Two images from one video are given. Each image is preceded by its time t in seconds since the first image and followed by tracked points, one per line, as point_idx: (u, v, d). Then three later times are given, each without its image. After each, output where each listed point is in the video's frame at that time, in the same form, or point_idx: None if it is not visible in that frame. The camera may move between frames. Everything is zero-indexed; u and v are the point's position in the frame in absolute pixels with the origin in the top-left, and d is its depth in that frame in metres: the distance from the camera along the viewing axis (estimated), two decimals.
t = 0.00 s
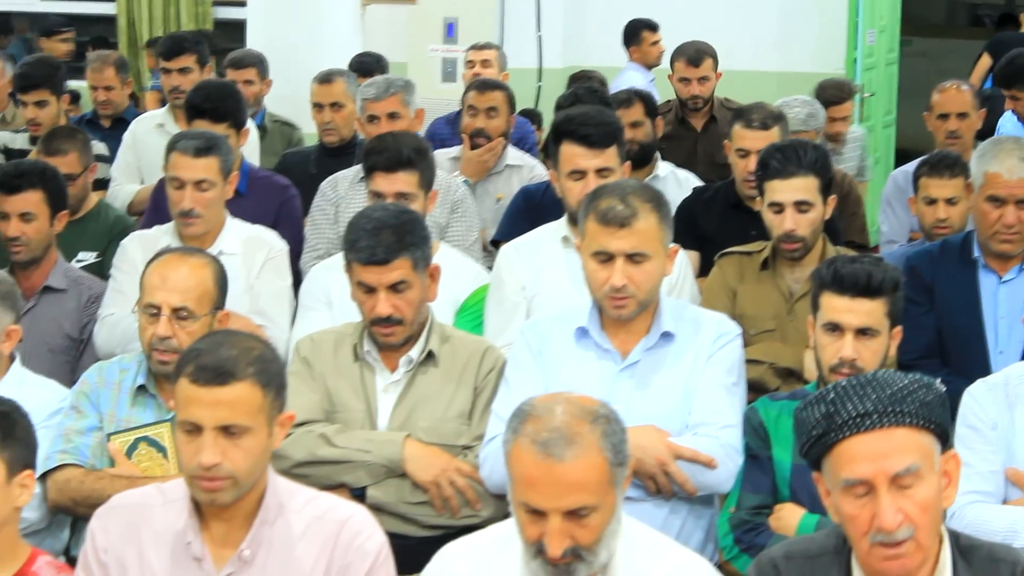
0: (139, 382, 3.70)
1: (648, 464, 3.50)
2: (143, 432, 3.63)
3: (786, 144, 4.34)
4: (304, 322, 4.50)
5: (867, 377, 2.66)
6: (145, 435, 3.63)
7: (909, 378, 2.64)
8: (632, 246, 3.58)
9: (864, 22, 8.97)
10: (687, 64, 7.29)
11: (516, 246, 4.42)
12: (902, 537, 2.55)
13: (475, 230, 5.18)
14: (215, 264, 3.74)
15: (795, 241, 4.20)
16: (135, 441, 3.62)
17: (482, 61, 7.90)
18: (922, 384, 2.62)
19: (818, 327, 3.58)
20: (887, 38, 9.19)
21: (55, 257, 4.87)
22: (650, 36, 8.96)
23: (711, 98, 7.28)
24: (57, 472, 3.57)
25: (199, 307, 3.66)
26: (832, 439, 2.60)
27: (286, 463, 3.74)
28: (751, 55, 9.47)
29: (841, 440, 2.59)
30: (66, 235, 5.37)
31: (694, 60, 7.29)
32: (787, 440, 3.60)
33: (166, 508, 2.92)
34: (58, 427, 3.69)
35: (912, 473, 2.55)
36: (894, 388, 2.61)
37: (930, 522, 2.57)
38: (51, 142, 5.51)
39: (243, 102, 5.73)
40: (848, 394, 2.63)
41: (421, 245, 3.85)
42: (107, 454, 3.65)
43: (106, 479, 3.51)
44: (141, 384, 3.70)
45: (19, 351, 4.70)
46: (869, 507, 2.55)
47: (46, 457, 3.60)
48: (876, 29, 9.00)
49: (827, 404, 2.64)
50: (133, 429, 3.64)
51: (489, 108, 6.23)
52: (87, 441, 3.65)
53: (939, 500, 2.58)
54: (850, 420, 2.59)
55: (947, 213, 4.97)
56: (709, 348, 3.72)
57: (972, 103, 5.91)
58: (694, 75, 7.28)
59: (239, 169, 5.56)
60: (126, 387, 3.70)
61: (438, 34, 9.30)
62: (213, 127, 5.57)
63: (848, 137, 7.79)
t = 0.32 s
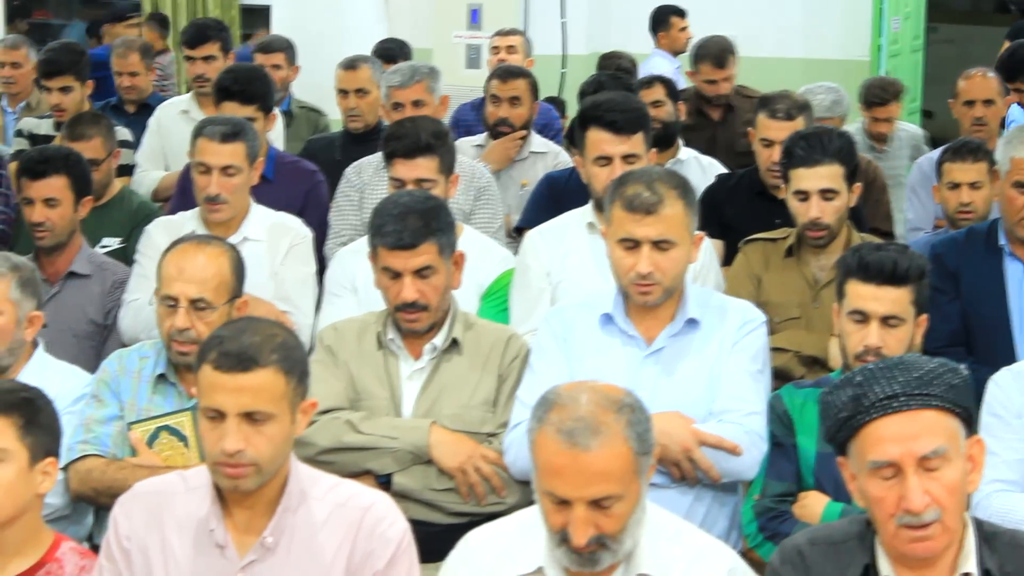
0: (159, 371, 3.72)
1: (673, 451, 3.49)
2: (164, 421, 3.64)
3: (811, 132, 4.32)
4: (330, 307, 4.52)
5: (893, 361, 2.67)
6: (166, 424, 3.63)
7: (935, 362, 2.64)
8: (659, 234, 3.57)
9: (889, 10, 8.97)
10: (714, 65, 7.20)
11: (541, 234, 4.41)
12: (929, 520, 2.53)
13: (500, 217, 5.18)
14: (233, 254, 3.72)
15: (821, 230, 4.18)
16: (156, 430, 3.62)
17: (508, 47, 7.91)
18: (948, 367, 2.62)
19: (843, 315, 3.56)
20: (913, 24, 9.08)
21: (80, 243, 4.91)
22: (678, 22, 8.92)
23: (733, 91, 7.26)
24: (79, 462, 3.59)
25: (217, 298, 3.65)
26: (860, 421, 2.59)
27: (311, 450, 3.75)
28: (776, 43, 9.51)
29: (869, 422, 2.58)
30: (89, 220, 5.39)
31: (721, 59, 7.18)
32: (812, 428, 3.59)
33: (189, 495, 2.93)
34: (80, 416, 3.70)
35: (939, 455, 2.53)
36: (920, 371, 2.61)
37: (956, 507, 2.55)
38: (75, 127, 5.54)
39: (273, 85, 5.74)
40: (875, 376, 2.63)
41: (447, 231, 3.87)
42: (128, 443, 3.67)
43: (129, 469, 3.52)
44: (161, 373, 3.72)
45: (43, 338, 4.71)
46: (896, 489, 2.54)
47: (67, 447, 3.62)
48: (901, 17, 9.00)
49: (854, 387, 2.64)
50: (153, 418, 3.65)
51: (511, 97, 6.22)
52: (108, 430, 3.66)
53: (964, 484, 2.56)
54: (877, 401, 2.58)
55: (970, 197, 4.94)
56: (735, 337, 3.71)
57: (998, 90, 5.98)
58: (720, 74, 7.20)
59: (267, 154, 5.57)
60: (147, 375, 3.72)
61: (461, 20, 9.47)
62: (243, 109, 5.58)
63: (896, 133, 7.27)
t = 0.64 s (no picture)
0: (194, 372, 3.75)
1: (709, 451, 3.47)
2: (199, 423, 3.68)
3: (849, 132, 4.29)
4: (367, 306, 4.53)
5: (942, 363, 2.64)
6: (200, 425, 3.68)
7: (983, 366, 2.61)
8: (696, 234, 3.56)
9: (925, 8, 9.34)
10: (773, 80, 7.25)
11: (577, 234, 4.40)
12: (973, 525, 2.51)
13: (536, 217, 5.17)
14: (267, 254, 3.75)
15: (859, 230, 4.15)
16: (191, 431, 3.67)
17: (545, 46, 7.92)
18: (997, 371, 2.58)
19: (881, 316, 3.53)
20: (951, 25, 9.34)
21: (117, 242, 4.95)
22: (717, 21, 8.92)
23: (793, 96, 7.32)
24: (114, 463, 3.62)
25: (252, 300, 3.68)
26: (906, 424, 2.57)
27: (347, 449, 3.74)
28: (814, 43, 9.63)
29: (916, 426, 2.55)
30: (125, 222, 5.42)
31: (782, 75, 7.25)
32: (850, 429, 3.56)
33: (222, 496, 2.94)
34: (115, 416, 3.75)
35: (985, 461, 2.51)
36: (969, 375, 2.58)
37: (1000, 512, 2.53)
38: (113, 126, 5.60)
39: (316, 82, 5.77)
40: (924, 380, 2.60)
41: (484, 226, 3.91)
42: (163, 444, 3.69)
43: (164, 471, 3.54)
44: (196, 373, 3.75)
45: (80, 337, 4.74)
46: (940, 494, 2.52)
47: (103, 449, 3.66)
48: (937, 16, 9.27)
49: (902, 389, 2.61)
50: (187, 419, 3.69)
51: (544, 103, 6.24)
52: (143, 431, 3.69)
53: (1010, 490, 2.53)
54: (925, 406, 2.55)
55: (1010, 193, 4.88)
56: (772, 337, 3.69)
57: None
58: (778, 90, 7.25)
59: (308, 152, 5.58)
60: (182, 376, 3.75)
61: (497, 20, 9.28)
62: (287, 105, 5.59)
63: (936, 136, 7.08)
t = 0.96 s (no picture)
0: (248, 372, 3.79)
1: (765, 452, 3.46)
2: (253, 423, 3.70)
3: (905, 133, 4.24)
4: (425, 304, 4.56)
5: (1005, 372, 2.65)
6: (254, 426, 3.70)
7: None
8: (752, 236, 3.55)
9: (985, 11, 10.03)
10: (837, 83, 7.24)
11: (633, 234, 4.41)
12: None
13: (592, 217, 5.17)
14: (323, 253, 3.79)
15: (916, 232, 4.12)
16: (245, 432, 3.68)
17: (602, 45, 7.93)
18: None
19: (939, 318, 3.50)
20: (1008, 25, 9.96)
21: (174, 240, 5.01)
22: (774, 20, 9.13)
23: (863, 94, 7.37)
24: (168, 463, 3.68)
25: (308, 301, 3.71)
26: (970, 431, 2.56)
27: (402, 448, 3.76)
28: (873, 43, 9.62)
29: (980, 433, 2.54)
30: (185, 219, 5.49)
31: (848, 83, 7.22)
32: (907, 432, 3.52)
33: (276, 496, 2.99)
34: (170, 416, 3.82)
35: None
36: None
37: None
38: (174, 125, 5.65)
39: (377, 79, 5.80)
40: (987, 388, 2.59)
41: (540, 218, 3.92)
42: (217, 445, 3.74)
43: (219, 472, 3.59)
44: (251, 374, 3.79)
45: (138, 335, 4.83)
46: (1001, 502, 2.48)
47: (158, 449, 3.73)
48: (995, 17, 9.99)
49: (966, 396, 2.60)
50: (242, 420, 3.72)
51: (599, 106, 6.22)
52: (196, 432, 3.75)
53: None
54: (988, 413, 2.54)
55: None
56: (828, 339, 3.67)
57: None
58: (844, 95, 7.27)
59: (368, 151, 5.62)
60: (236, 376, 3.80)
61: (553, 19, 9.40)
62: (349, 100, 5.60)
63: (969, 148, 7.23)
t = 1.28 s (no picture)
0: (302, 370, 3.83)
1: (820, 452, 3.44)
2: (305, 423, 3.75)
3: (963, 133, 4.19)
4: (479, 303, 4.57)
5: None
6: (307, 425, 3.74)
7: None
8: (808, 235, 3.53)
9: None
10: (886, 78, 7.40)
11: (689, 233, 4.40)
12: None
13: (648, 216, 5.17)
14: (378, 252, 3.82)
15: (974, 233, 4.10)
16: (297, 431, 3.73)
17: (658, 45, 7.94)
18: None
19: (997, 322, 3.47)
20: None
21: (230, 238, 5.05)
22: (833, 20, 9.24)
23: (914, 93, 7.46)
24: (222, 461, 3.72)
25: (363, 299, 3.74)
26: None
27: (457, 447, 3.78)
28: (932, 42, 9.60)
29: None
30: (242, 217, 5.53)
31: (898, 76, 7.40)
32: (963, 434, 3.50)
33: (331, 495, 3.02)
34: (224, 415, 3.85)
35: None
36: None
37: None
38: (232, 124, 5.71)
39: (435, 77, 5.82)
40: None
41: (597, 215, 3.93)
42: (270, 442, 3.79)
43: (273, 470, 3.63)
44: (304, 372, 3.82)
45: (195, 332, 4.90)
46: None
47: (212, 446, 3.76)
48: None
49: None
50: (295, 419, 3.76)
51: (656, 107, 6.23)
52: (250, 429, 3.79)
53: None
54: None
55: None
56: (885, 340, 3.64)
57: None
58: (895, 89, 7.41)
59: (425, 148, 5.64)
60: (289, 374, 3.83)
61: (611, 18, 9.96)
62: (406, 96, 5.63)
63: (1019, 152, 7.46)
